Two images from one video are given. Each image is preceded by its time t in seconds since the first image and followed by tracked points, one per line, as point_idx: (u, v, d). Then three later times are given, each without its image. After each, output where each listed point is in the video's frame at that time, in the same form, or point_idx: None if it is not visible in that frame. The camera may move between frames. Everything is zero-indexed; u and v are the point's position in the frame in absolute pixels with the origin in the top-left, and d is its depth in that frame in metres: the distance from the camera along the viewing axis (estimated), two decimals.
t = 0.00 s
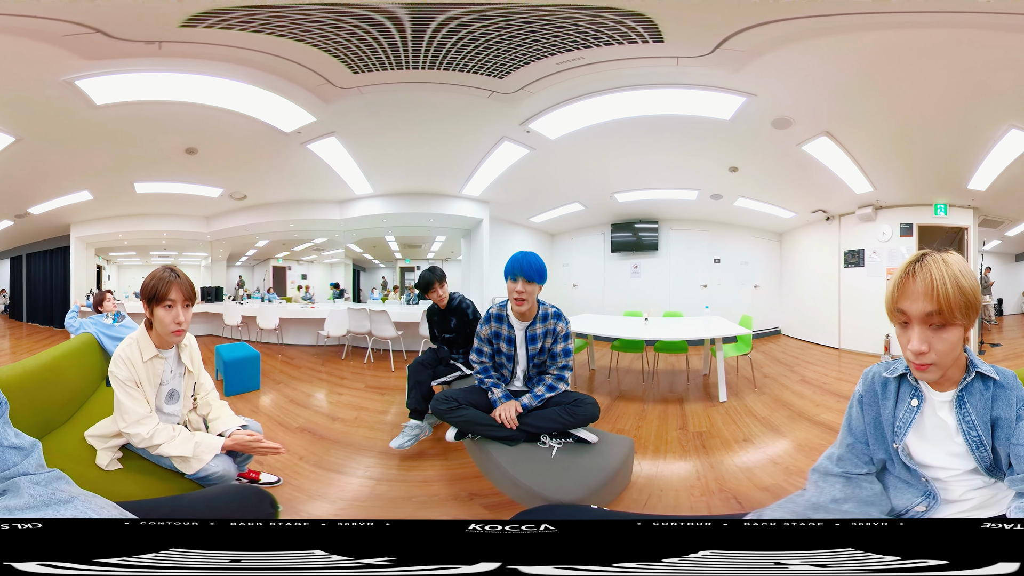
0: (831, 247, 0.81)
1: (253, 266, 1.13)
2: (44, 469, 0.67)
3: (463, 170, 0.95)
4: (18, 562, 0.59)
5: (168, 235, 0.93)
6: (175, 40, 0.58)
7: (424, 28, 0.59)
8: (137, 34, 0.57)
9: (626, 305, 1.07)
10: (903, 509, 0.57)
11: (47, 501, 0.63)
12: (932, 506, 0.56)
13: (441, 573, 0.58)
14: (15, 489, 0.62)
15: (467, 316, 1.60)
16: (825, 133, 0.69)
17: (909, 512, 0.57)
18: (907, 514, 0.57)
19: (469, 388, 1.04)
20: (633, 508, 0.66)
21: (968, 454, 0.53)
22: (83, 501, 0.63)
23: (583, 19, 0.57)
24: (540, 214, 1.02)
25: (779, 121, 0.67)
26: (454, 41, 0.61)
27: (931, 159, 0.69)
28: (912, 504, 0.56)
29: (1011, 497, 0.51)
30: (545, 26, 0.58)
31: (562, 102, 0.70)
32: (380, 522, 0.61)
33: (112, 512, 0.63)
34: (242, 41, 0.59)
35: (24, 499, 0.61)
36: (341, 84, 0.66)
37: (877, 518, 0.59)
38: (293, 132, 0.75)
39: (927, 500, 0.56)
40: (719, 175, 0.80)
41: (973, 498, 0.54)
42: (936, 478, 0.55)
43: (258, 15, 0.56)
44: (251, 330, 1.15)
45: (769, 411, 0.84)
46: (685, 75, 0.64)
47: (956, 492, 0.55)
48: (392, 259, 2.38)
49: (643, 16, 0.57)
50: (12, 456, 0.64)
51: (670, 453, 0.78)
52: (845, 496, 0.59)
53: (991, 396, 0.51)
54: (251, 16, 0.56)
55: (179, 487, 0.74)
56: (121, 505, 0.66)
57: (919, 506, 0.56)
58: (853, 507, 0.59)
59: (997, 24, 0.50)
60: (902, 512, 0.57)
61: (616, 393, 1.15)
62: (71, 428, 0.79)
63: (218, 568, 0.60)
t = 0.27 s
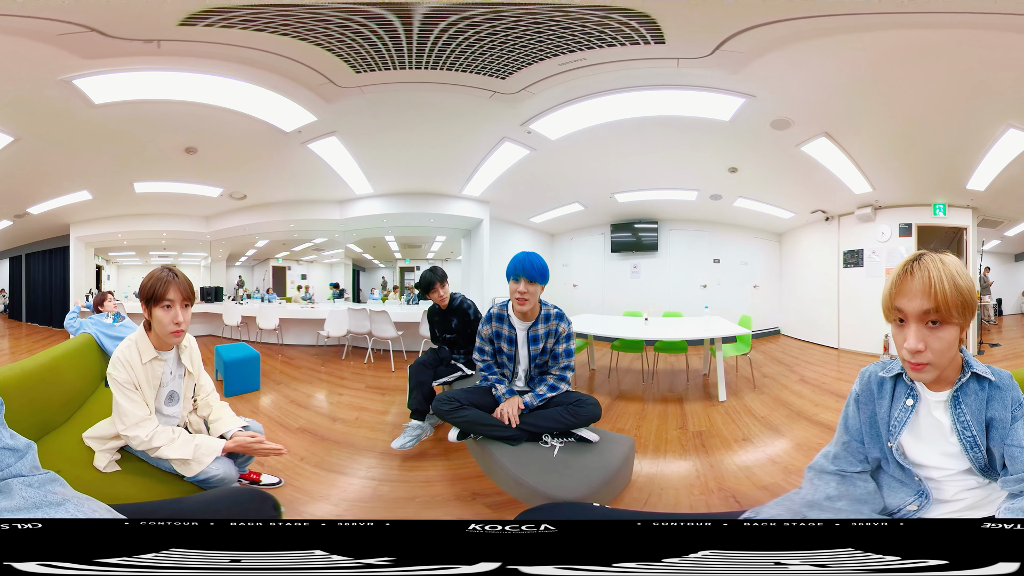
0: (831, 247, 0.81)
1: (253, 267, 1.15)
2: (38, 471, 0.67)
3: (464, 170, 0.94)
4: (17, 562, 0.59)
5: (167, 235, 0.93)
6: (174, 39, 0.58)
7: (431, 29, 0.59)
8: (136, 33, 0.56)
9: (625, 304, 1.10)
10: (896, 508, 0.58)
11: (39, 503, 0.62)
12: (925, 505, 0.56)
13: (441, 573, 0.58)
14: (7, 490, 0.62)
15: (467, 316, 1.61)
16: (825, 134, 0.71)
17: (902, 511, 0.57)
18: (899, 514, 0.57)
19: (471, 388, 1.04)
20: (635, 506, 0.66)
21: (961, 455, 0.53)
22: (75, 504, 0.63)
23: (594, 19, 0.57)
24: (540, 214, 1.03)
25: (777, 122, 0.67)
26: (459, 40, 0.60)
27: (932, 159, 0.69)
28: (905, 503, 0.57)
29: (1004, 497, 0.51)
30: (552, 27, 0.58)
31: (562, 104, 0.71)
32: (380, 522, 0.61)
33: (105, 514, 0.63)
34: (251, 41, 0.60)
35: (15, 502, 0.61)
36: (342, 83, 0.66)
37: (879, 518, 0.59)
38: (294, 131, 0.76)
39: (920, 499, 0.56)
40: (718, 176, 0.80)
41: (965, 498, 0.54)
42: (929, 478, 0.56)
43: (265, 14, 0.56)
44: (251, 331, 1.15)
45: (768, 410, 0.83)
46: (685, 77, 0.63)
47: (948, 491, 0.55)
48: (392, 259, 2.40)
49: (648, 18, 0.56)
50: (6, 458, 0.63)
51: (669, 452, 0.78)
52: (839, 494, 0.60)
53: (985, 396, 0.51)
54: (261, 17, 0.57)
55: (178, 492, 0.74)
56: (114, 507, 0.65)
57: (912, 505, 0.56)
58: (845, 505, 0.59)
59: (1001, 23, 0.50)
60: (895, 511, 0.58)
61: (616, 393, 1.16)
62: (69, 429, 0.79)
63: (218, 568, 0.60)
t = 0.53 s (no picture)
0: (831, 248, 0.82)
1: (253, 267, 1.18)
2: (34, 470, 0.67)
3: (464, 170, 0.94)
4: (17, 562, 0.59)
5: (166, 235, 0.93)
6: (171, 39, 0.58)
7: (436, 27, 0.59)
8: (134, 33, 0.56)
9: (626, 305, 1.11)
10: (894, 507, 0.58)
11: (35, 502, 0.63)
12: (922, 504, 0.56)
13: (441, 573, 0.58)
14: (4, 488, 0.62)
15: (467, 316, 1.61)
16: (825, 134, 0.71)
17: (901, 510, 0.57)
18: (898, 512, 0.57)
19: (471, 389, 1.04)
20: (637, 505, 0.66)
21: (960, 453, 0.53)
22: (70, 503, 0.63)
23: (601, 20, 0.57)
24: (541, 214, 1.03)
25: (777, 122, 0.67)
26: (460, 41, 0.61)
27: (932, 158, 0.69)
28: (904, 501, 0.57)
29: (1002, 496, 0.52)
30: (559, 27, 0.59)
31: (563, 104, 0.71)
32: (380, 522, 0.61)
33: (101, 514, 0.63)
34: (250, 40, 0.60)
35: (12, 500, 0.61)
36: (342, 83, 0.66)
37: (879, 518, 0.59)
38: (294, 131, 0.76)
39: (918, 498, 0.56)
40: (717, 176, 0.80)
41: (963, 497, 0.54)
42: (928, 476, 0.56)
43: (263, 13, 0.56)
44: (251, 330, 1.19)
45: (769, 410, 0.83)
46: (687, 77, 0.63)
47: (946, 490, 0.55)
48: (392, 259, 2.32)
49: (654, 20, 0.57)
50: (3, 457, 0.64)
51: (669, 452, 0.78)
52: (838, 492, 0.60)
53: (983, 395, 0.51)
54: (265, 20, 0.57)
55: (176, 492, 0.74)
56: (108, 507, 0.65)
57: (910, 504, 0.56)
58: (845, 504, 0.60)
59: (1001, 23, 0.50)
60: (893, 510, 0.58)
61: (616, 393, 1.16)
62: (68, 429, 0.79)
63: (218, 568, 0.60)
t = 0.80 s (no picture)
0: (830, 247, 0.82)
1: (252, 267, 1.10)
2: (34, 471, 0.69)
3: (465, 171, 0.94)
4: (17, 562, 0.59)
5: (166, 236, 0.93)
6: (172, 39, 0.58)
7: (438, 28, 0.59)
8: (132, 32, 0.56)
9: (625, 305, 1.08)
10: (891, 509, 0.58)
11: (34, 502, 0.64)
12: (917, 505, 0.56)
13: (441, 573, 0.58)
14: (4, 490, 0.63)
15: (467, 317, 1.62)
16: (824, 135, 0.70)
17: (896, 512, 0.58)
18: (894, 514, 0.58)
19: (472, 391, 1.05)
20: (638, 505, 0.67)
21: (958, 456, 0.53)
22: (67, 503, 0.63)
23: (599, 20, 0.57)
24: (540, 215, 1.03)
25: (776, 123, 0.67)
26: (461, 43, 0.61)
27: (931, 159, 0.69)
28: (900, 503, 0.57)
29: (1000, 498, 0.53)
30: (561, 31, 0.59)
31: (562, 105, 0.70)
32: (380, 522, 0.61)
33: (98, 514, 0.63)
34: (245, 39, 0.59)
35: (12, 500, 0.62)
36: (342, 84, 0.66)
37: (879, 518, 0.59)
38: (294, 132, 0.74)
39: (914, 500, 0.56)
40: (717, 176, 0.78)
41: (959, 500, 0.54)
42: (926, 479, 0.56)
43: (271, 14, 0.56)
44: (250, 332, 1.13)
45: (769, 411, 0.82)
46: (685, 79, 0.63)
47: (943, 493, 0.55)
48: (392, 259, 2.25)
49: (654, 22, 0.57)
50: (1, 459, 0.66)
51: (669, 452, 0.75)
52: (834, 493, 0.61)
53: (982, 399, 0.51)
54: (268, 19, 0.57)
55: (177, 494, 0.73)
56: (109, 509, 0.65)
57: (906, 506, 0.57)
58: (841, 505, 0.60)
59: (997, 23, 0.51)
60: (889, 511, 0.58)
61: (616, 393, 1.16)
62: (68, 430, 0.79)
63: (218, 568, 0.60)
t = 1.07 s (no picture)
0: (830, 247, 0.82)
1: (252, 267, 1.16)
2: (29, 470, 0.67)
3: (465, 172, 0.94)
4: (18, 562, 0.60)
5: (166, 235, 0.93)
6: (168, 38, 0.58)
7: (443, 28, 0.59)
8: (129, 31, 0.56)
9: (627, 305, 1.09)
10: (888, 506, 0.58)
11: (27, 501, 0.63)
12: (914, 503, 0.57)
13: (441, 573, 0.58)
14: None
15: (467, 317, 1.63)
16: (822, 136, 0.69)
17: (892, 509, 0.58)
18: (890, 511, 0.58)
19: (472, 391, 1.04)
20: (639, 505, 0.67)
21: (954, 454, 0.54)
22: (60, 504, 0.63)
23: (608, 20, 0.57)
24: (540, 215, 1.03)
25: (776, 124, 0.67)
26: (462, 43, 0.61)
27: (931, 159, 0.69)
28: (897, 500, 0.57)
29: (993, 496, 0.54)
30: (566, 32, 0.60)
31: (563, 106, 0.70)
32: (380, 522, 0.61)
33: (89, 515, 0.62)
34: (246, 37, 0.59)
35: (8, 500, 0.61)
36: (344, 83, 0.66)
37: (879, 518, 0.59)
38: (294, 131, 0.74)
39: (910, 497, 0.57)
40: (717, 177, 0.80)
41: (956, 497, 0.55)
42: (922, 476, 0.56)
43: (276, 13, 0.56)
44: (251, 332, 1.16)
45: (769, 410, 0.83)
46: (686, 80, 0.63)
47: (939, 490, 0.56)
48: (392, 259, 2.22)
49: (659, 20, 0.57)
50: None
51: (670, 451, 0.78)
52: (833, 490, 0.59)
53: (979, 397, 0.51)
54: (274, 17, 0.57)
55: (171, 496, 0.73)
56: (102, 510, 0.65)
57: (902, 502, 0.57)
58: (839, 502, 0.59)
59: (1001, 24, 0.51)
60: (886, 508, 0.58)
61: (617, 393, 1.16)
62: (68, 428, 0.78)
63: (219, 568, 0.60)
